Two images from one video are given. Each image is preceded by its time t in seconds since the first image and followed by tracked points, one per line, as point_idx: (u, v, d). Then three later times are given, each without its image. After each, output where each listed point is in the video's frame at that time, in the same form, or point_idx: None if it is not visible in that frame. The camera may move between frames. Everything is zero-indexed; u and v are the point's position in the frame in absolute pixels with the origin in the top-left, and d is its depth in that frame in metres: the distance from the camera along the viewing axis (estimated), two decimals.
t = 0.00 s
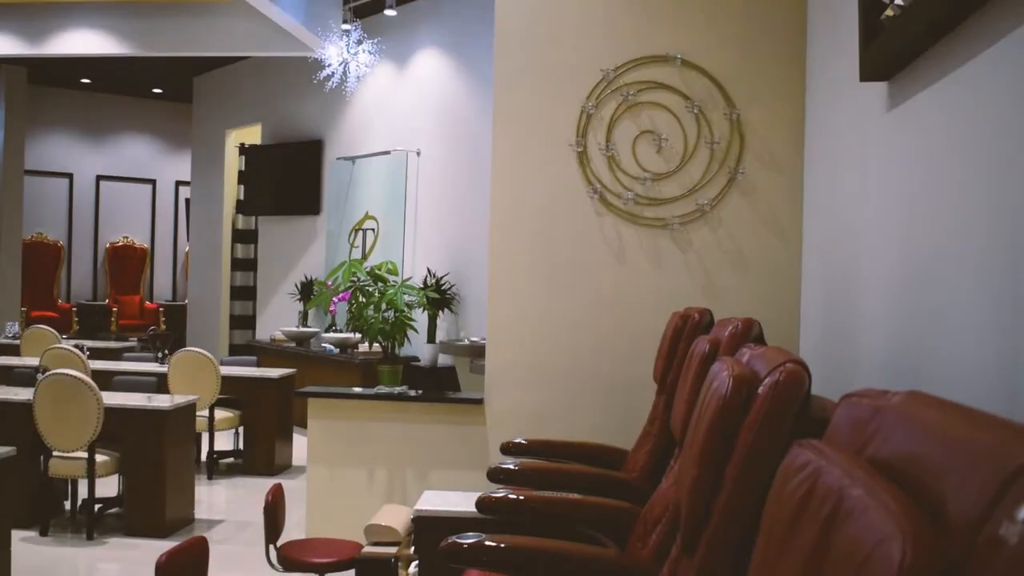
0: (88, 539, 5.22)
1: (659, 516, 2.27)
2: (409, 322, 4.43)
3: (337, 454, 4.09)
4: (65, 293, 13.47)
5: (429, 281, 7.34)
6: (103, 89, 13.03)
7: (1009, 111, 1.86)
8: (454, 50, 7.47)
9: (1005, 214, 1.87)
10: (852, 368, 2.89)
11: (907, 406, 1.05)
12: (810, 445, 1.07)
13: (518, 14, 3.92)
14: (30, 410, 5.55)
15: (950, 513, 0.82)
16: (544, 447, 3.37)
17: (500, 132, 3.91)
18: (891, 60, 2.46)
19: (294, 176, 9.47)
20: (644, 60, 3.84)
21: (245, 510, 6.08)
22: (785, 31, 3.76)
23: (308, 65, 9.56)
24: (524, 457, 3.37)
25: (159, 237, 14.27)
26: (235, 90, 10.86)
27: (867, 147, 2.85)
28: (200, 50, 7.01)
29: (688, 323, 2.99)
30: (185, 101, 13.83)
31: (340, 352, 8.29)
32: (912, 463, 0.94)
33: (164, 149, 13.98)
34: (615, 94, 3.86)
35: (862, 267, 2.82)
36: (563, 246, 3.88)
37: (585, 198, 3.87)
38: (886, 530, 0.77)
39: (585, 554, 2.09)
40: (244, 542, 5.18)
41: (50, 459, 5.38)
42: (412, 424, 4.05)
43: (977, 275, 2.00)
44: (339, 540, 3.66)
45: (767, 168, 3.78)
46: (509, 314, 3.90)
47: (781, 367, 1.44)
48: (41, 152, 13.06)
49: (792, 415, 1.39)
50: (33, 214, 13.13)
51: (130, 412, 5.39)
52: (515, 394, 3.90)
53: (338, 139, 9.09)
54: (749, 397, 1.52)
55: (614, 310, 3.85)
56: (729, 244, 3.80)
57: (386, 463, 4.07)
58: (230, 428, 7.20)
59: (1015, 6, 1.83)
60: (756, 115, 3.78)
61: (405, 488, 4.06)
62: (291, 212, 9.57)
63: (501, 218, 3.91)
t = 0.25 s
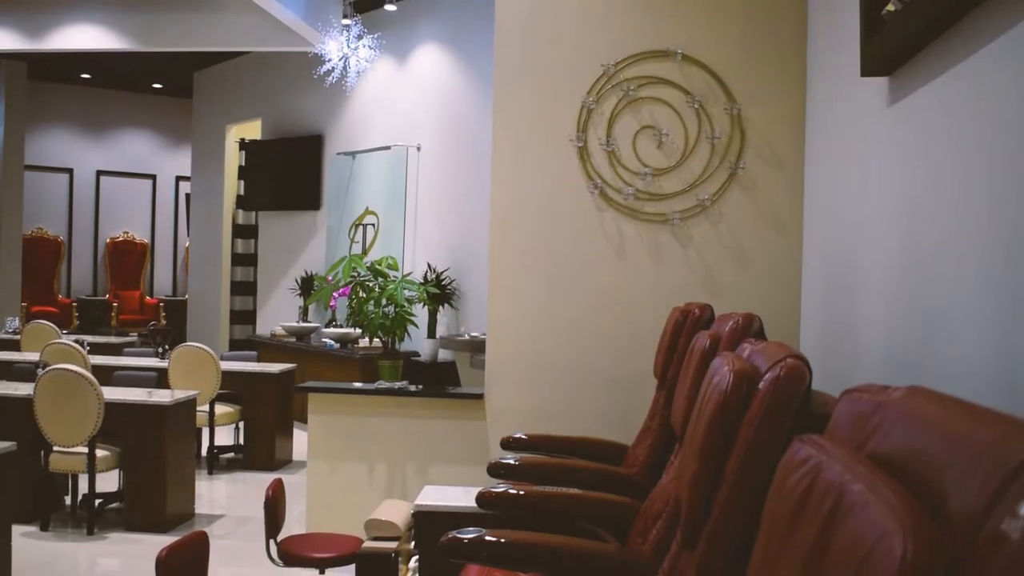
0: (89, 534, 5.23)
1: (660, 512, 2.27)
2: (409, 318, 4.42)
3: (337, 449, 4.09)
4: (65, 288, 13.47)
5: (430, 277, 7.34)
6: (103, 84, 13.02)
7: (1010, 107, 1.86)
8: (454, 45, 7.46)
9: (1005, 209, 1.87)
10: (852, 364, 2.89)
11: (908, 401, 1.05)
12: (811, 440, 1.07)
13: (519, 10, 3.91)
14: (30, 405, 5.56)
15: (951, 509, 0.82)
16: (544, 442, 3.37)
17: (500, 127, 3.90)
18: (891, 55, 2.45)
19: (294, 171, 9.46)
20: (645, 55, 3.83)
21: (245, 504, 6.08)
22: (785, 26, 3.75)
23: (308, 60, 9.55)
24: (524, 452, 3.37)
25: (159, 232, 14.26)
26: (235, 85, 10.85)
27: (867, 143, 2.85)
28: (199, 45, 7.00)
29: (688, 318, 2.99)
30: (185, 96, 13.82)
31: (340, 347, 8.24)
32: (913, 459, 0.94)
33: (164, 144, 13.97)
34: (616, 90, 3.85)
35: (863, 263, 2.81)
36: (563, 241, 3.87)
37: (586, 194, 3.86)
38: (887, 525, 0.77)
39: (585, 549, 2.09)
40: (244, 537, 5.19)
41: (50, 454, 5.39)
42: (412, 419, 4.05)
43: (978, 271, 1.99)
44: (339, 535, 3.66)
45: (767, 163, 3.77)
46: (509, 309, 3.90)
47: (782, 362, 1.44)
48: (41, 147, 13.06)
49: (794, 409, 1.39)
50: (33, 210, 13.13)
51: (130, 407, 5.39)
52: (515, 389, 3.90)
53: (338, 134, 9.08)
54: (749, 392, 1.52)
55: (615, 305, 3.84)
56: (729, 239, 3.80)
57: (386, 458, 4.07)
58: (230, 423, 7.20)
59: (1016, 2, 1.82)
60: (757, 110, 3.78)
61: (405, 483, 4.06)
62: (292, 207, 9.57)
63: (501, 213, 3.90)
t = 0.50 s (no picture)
0: (89, 521, 5.24)
1: (660, 500, 2.27)
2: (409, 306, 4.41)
3: (337, 437, 4.09)
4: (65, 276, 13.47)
5: (429, 265, 7.33)
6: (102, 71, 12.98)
7: (1012, 95, 1.85)
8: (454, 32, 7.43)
9: (1007, 197, 1.86)
10: (853, 352, 2.89)
11: (910, 389, 1.04)
12: (812, 427, 1.07)
13: None
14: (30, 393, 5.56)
15: (954, 498, 0.82)
16: (544, 430, 3.37)
17: (501, 115, 3.89)
18: (893, 43, 2.44)
19: (294, 159, 9.44)
20: (645, 43, 3.81)
21: (245, 492, 6.09)
22: (787, 13, 3.73)
23: (308, 47, 9.52)
24: (525, 440, 3.37)
25: (159, 220, 14.24)
26: (235, 73, 10.82)
27: (868, 131, 2.84)
28: (199, 33, 6.97)
29: (689, 307, 2.98)
30: (184, 84, 13.78)
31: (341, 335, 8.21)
32: (915, 448, 0.93)
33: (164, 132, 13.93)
34: (616, 77, 3.83)
35: (864, 251, 2.81)
36: (563, 229, 3.86)
37: (586, 182, 3.85)
38: (890, 514, 0.76)
39: (585, 537, 2.09)
40: (245, 524, 5.20)
41: (51, 442, 5.39)
42: (413, 407, 4.05)
43: (980, 259, 1.99)
44: (339, 523, 3.67)
45: (769, 151, 3.76)
46: (509, 297, 3.89)
47: (782, 350, 1.43)
48: (40, 135, 13.03)
49: (795, 396, 1.38)
50: (33, 198, 13.11)
51: (131, 395, 5.39)
52: (515, 377, 3.90)
53: (338, 122, 9.05)
54: (749, 380, 1.51)
55: (615, 293, 3.84)
56: (730, 226, 3.79)
57: (386, 446, 4.07)
58: (230, 411, 7.20)
59: None
60: (758, 97, 3.76)
61: (405, 470, 4.07)
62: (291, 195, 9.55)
63: (502, 201, 3.89)
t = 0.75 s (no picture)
0: (91, 508, 5.25)
1: (660, 488, 2.27)
2: (410, 292, 4.40)
3: (337, 423, 4.09)
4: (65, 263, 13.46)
5: (430, 252, 7.32)
6: (101, 58, 12.93)
7: (1015, 80, 1.83)
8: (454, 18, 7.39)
9: (1011, 184, 1.85)
10: (853, 339, 2.88)
11: (912, 377, 1.03)
12: (814, 415, 1.06)
13: None
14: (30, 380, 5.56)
15: (957, 488, 0.81)
16: (545, 417, 3.37)
17: (500, 101, 3.87)
18: (895, 30, 2.42)
19: (294, 146, 9.41)
20: (647, 29, 3.79)
21: (246, 479, 6.10)
22: None
23: (308, 34, 9.47)
24: (525, 427, 3.37)
25: (159, 206, 14.21)
26: (234, 59, 10.77)
27: (870, 118, 2.82)
28: (198, 18, 6.94)
29: (690, 294, 2.97)
30: (184, 70, 13.73)
31: (341, 323, 8.25)
32: (920, 437, 0.92)
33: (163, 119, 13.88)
34: (618, 63, 3.81)
35: (865, 238, 2.80)
36: (564, 215, 3.85)
37: (587, 169, 3.83)
38: (892, 503, 0.75)
39: (584, 523, 2.09)
40: (246, 511, 5.21)
41: (51, 429, 5.39)
42: (413, 394, 4.05)
43: (982, 247, 1.98)
44: (339, 510, 3.67)
45: (770, 137, 3.74)
46: (509, 284, 3.88)
47: (784, 337, 1.42)
48: (39, 122, 13.00)
49: (797, 383, 1.37)
50: (32, 185, 13.09)
51: (131, 381, 5.39)
52: (515, 364, 3.90)
53: (338, 109, 9.02)
54: (750, 368, 1.50)
55: (615, 280, 3.83)
56: (731, 213, 3.78)
57: (386, 433, 4.07)
58: (230, 398, 7.21)
59: None
60: (760, 83, 3.74)
61: (405, 457, 4.07)
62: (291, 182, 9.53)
63: (501, 188, 3.88)
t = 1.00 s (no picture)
0: (91, 493, 5.26)
1: (660, 473, 2.27)
2: (410, 278, 4.39)
3: (337, 409, 4.10)
4: (66, 248, 13.45)
5: (430, 238, 7.31)
6: (100, 43, 12.89)
7: (1018, 65, 1.82)
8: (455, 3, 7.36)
9: (1013, 169, 1.83)
10: (853, 325, 2.88)
11: (915, 362, 1.03)
12: (815, 401, 1.05)
13: None
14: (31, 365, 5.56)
15: (959, 475, 0.80)
16: (545, 403, 3.37)
17: (501, 86, 3.85)
18: (897, 14, 2.40)
19: (294, 131, 9.39)
20: (648, 13, 3.76)
21: (247, 464, 6.11)
22: None
23: (308, 18, 9.43)
24: (525, 412, 3.37)
25: (160, 192, 14.17)
26: (234, 44, 10.73)
27: (871, 102, 2.80)
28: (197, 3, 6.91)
29: (691, 279, 2.96)
30: (184, 55, 13.68)
31: (342, 308, 8.27)
32: (922, 423, 0.92)
33: (164, 104, 13.84)
34: (618, 48, 3.79)
35: (866, 224, 2.79)
36: (564, 200, 3.84)
37: (588, 154, 3.82)
38: (894, 489, 0.75)
39: (584, 508, 2.09)
40: (247, 497, 5.22)
41: (52, 414, 5.40)
42: (413, 379, 4.05)
43: (984, 232, 1.97)
44: (340, 495, 3.68)
45: (771, 123, 3.72)
46: (510, 269, 3.87)
47: (785, 324, 1.41)
48: (39, 107, 12.97)
49: (799, 368, 1.37)
50: (32, 170, 13.08)
51: (132, 366, 5.39)
52: (515, 350, 3.89)
53: (338, 94, 9.00)
54: (751, 355, 1.50)
55: (616, 265, 3.82)
56: (732, 199, 3.76)
57: (386, 419, 4.07)
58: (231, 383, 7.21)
59: None
60: (761, 68, 3.72)
61: (405, 442, 4.07)
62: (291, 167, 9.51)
63: (501, 173, 3.86)
